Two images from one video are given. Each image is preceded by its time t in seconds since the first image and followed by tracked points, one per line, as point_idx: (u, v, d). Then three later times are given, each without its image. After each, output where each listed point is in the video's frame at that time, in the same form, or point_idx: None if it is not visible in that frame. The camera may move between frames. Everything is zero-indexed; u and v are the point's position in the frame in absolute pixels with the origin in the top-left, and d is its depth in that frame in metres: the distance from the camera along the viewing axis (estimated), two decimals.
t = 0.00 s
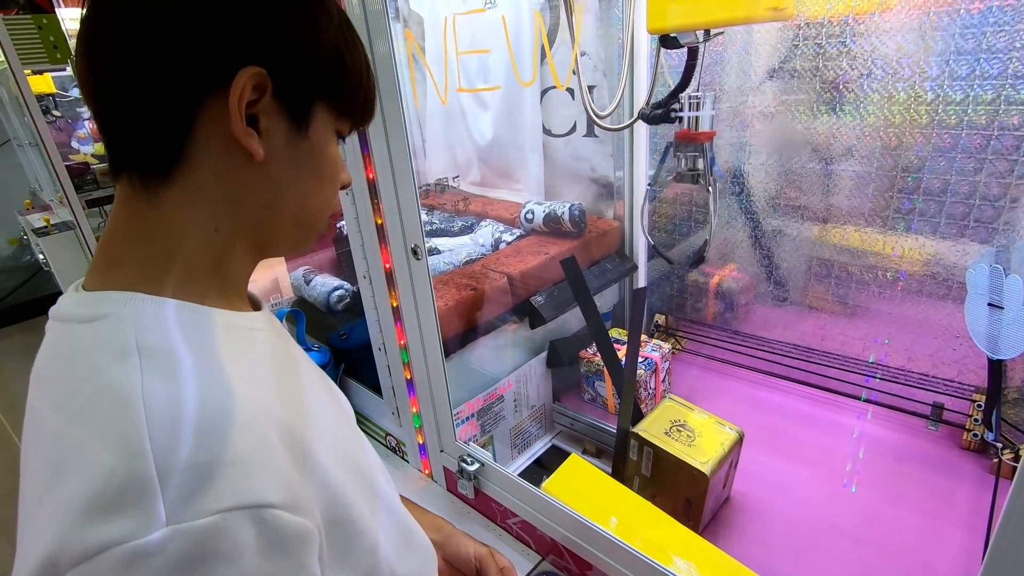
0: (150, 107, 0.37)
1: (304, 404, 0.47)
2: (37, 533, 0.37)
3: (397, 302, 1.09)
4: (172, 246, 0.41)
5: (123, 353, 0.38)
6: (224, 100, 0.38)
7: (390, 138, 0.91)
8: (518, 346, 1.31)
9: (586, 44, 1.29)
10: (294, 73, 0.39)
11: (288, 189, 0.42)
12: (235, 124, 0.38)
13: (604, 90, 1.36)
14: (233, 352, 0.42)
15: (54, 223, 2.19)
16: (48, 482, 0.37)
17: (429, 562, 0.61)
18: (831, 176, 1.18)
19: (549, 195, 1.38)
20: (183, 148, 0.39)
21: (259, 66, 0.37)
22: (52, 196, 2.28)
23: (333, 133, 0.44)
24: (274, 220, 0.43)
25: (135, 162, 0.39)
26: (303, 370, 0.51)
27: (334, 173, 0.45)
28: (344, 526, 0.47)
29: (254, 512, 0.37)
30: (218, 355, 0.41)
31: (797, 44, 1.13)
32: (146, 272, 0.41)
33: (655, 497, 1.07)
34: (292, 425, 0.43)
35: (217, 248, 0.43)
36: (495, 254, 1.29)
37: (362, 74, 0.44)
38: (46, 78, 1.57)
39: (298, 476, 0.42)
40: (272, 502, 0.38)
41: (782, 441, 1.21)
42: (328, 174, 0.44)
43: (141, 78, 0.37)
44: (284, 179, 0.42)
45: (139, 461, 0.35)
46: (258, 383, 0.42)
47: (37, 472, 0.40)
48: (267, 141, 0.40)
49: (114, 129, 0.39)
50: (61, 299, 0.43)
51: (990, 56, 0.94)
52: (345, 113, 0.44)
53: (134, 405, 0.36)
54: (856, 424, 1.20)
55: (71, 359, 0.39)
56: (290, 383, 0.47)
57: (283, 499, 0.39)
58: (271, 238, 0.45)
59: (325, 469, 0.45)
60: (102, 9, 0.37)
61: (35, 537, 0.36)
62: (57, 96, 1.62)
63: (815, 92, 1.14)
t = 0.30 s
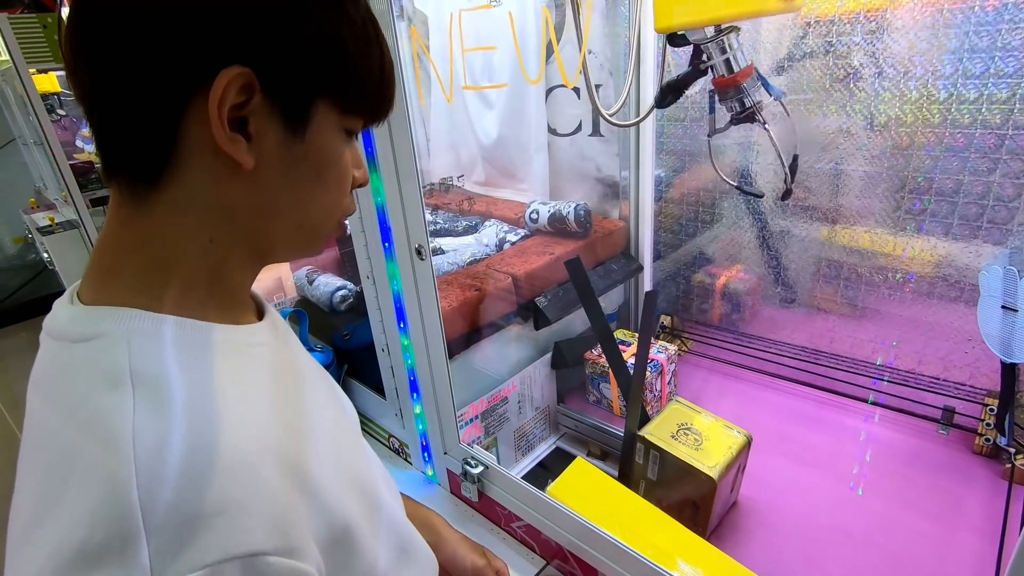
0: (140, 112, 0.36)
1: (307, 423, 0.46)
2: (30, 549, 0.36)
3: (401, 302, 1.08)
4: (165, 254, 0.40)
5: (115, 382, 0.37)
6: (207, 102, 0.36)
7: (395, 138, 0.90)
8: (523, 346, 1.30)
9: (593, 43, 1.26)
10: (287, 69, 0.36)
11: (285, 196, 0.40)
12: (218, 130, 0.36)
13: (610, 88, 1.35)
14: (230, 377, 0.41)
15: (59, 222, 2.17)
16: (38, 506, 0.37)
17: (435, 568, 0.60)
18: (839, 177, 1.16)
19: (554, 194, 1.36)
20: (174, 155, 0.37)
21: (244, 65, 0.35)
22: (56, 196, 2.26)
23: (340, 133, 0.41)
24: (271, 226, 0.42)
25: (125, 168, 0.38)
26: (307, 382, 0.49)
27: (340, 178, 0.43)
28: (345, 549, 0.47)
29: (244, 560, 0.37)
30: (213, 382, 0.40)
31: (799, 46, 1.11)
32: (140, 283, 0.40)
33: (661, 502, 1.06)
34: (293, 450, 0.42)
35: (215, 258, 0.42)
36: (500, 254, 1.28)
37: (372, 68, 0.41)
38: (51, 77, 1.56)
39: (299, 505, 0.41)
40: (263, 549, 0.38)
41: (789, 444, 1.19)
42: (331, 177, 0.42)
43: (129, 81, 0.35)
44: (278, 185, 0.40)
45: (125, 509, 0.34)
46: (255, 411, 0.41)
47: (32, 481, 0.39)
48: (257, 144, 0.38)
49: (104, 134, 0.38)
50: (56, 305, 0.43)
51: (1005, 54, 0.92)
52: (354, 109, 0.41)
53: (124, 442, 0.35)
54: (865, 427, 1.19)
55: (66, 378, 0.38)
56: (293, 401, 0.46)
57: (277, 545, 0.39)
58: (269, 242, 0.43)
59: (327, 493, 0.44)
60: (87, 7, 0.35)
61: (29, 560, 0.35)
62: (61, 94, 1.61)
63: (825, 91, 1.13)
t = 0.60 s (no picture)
0: (134, 118, 0.36)
1: (310, 442, 0.45)
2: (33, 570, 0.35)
3: (403, 301, 1.07)
4: (161, 264, 0.40)
5: (113, 416, 0.36)
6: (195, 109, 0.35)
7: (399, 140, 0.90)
8: (526, 346, 1.30)
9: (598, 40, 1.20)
10: (286, 73, 0.35)
11: (283, 209, 0.40)
12: (206, 142, 0.35)
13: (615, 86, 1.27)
14: (230, 400, 0.41)
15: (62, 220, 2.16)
16: (39, 547, 0.36)
17: (440, 564, 0.61)
18: (845, 176, 1.15)
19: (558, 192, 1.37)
20: (167, 166, 0.37)
21: (235, 73, 0.34)
22: (60, 194, 2.25)
23: (348, 140, 0.40)
24: (267, 238, 0.41)
25: (122, 177, 0.38)
26: (309, 391, 0.49)
27: (345, 189, 0.41)
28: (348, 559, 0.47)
29: None
30: (211, 409, 0.39)
31: (805, 42, 1.11)
32: (136, 295, 0.40)
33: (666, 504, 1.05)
34: (293, 469, 0.42)
35: (212, 268, 0.42)
36: (504, 253, 1.27)
37: (383, 69, 0.39)
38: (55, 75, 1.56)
39: (300, 526, 0.41)
40: None
41: (794, 445, 1.18)
42: (334, 189, 0.40)
43: (125, 87, 0.35)
44: (274, 197, 0.39)
45: (137, 550, 0.34)
46: (253, 432, 0.41)
47: (34, 496, 0.38)
48: (250, 155, 0.37)
49: (100, 140, 0.38)
50: (52, 315, 0.43)
51: (1014, 52, 0.91)
52: (362, 113, 0.39)
53: (127, 484, 0.35)
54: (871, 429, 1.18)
55: (63, 406, 0.38)
56: (292, 415, 0.45)
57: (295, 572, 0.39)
58: (267, 253, 0.43)
59: (327, 509, 0.45)
60: (83, 10, 0.35)
61: None
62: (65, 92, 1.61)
63: (831, 90, 1.12)
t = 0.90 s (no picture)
0: (140, 117, 0.37)
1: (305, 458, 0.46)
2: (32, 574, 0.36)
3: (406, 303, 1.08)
4: (160, 265, 0.41)
5: (110, 433, 0.36)
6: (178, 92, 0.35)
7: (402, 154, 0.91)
8: (529, 350, 1.30)
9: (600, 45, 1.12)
10: (265, 54, 0.34)
11: (274, 210, 0.39)
12: (181, 120, 0.35)
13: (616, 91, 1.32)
14: (224, 417, 0.41)
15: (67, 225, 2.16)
16: (38, 561, 0.36)
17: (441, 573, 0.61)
18: (846, 180, 1.16)
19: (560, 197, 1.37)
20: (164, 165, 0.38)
21: (212, 48, 0.34)
22: (66, 198, 2.26)
23: (343, 135, 0.39)
24: (261, 241, 0.41)
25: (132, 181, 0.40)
26: (304, 404, 0.49)
27: (342, 191, 0.40)
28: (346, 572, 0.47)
29: None
30: (203, 427, 0.39)
31: (805, 46, 1.12)
32: (132, 296, 0.41)
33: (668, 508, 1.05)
34: (281, 483, 0.42)
35: (207, 270, 0.42)
36: (506, 257, 1.27)
37: (380, 65, 0.38)
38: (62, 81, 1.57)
39: (290, 541, 0.42)
40: None
41: (796, 449, 1.18)
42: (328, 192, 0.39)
43: (131, 88, 0.36)
44: (262, 195, 0.38)
45: None
46: (241, 447, 0.41)
47: (34, 501, 0.38)
48: (231, 141, 0.36)
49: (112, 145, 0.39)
50: (54, 323, 0.44)
51: (1014, 57, 0.92)
52: (357, 109, 0.39)
53: (120, 506, 0.34)
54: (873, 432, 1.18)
55: (62, 423, 0.38)
56: (285, 429, 0.46)
57: None
58: (262, 255, 0.42)
59: (320, 522, 0.45)
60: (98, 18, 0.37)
61: None
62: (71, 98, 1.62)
63: (832, 95, 1.12)
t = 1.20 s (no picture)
0: (151, 123, 0.37)
1: (312, 457, 0.46)
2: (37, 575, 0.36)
3: (406, 307, 1.08)
4: (169, 270, 0.41)
5: (116, 429, 0.36)
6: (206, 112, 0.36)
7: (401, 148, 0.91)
8: (529, 353, 1.30)
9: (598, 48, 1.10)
10: (293, 76, 0.36)
11: (289, 216, 0.40)
12: (214, 140, 0.36)
13: (615, 95, 1.34)
14: (233, 415, 0.41)
15: (68, 228, 2.15)
16: (40, 556, 0.36)
17: None
18: (846, 183, 1.16)
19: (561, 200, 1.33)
20: (179, 174, 0.38)
21: (245, 73, 0.35)
22: (67, 202, 2.25)
23: (358, 145, 0.40)
24: (276, 247, 0.42)
25: (137, 185, 0.39)
26: (311, 405, 0.50)
27: (355, 198, 0.41)
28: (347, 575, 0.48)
29: None
30: (214, 423, 0.40)
31: (805, 50, 1.13)
32: (143, 302, 0.41)
33: (668, 511, 1.05)
34: (293, 485, 0.43)
35: (218, 276, 0.43)
36: (506, 261, 1.27)
37: (393, 77, 0.40)
38: (63, 86, 1.59)
39: (295, 543, 0.42)
40: None
41: (796, 452, 1.18)
42: (342, 197, 0.41)
43: (145, 94, 0.36)
44: (282, 204, 0.39)
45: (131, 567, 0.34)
46: (254, 448, 0.41)
47: (38, 503, 0.39)
48: (259, 158, 0.37)
49: (118, 148, 0.39)
50: (59, 324, 0.44)
51: (1012, 61, 0.92)
52: (371, 120, 0.40)
53: (123, 498, 0.34)
54: (874, 436, 1.18)
55: (68, 420, 0.38)
56: (294, 429, 0.46)
57: None
58: (275, 261, 0.43)
59: (327, 524, 0.45)
60: (107, 22, 0.36)
61: None
62: (73, 103, 1.65)
63: (832, 98, 1.12)
